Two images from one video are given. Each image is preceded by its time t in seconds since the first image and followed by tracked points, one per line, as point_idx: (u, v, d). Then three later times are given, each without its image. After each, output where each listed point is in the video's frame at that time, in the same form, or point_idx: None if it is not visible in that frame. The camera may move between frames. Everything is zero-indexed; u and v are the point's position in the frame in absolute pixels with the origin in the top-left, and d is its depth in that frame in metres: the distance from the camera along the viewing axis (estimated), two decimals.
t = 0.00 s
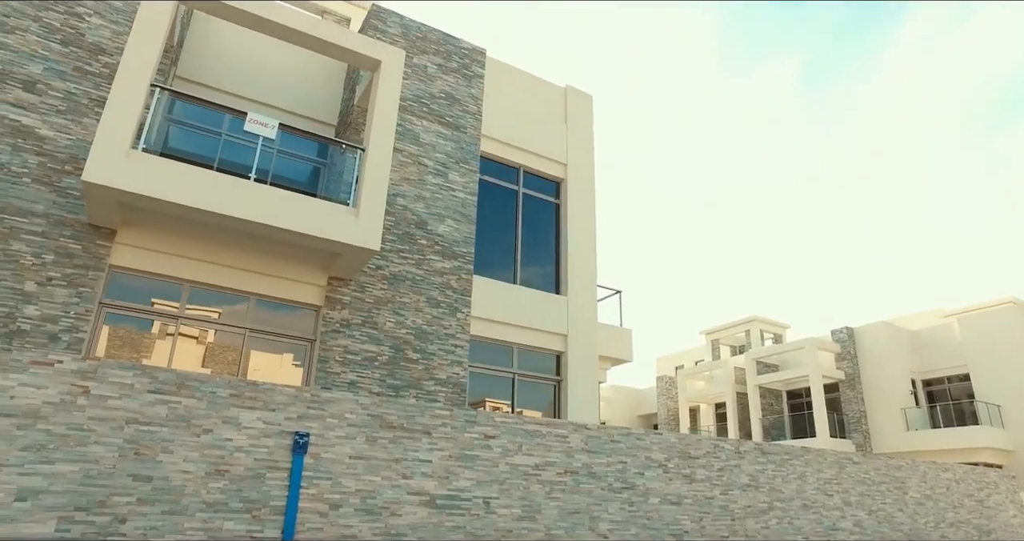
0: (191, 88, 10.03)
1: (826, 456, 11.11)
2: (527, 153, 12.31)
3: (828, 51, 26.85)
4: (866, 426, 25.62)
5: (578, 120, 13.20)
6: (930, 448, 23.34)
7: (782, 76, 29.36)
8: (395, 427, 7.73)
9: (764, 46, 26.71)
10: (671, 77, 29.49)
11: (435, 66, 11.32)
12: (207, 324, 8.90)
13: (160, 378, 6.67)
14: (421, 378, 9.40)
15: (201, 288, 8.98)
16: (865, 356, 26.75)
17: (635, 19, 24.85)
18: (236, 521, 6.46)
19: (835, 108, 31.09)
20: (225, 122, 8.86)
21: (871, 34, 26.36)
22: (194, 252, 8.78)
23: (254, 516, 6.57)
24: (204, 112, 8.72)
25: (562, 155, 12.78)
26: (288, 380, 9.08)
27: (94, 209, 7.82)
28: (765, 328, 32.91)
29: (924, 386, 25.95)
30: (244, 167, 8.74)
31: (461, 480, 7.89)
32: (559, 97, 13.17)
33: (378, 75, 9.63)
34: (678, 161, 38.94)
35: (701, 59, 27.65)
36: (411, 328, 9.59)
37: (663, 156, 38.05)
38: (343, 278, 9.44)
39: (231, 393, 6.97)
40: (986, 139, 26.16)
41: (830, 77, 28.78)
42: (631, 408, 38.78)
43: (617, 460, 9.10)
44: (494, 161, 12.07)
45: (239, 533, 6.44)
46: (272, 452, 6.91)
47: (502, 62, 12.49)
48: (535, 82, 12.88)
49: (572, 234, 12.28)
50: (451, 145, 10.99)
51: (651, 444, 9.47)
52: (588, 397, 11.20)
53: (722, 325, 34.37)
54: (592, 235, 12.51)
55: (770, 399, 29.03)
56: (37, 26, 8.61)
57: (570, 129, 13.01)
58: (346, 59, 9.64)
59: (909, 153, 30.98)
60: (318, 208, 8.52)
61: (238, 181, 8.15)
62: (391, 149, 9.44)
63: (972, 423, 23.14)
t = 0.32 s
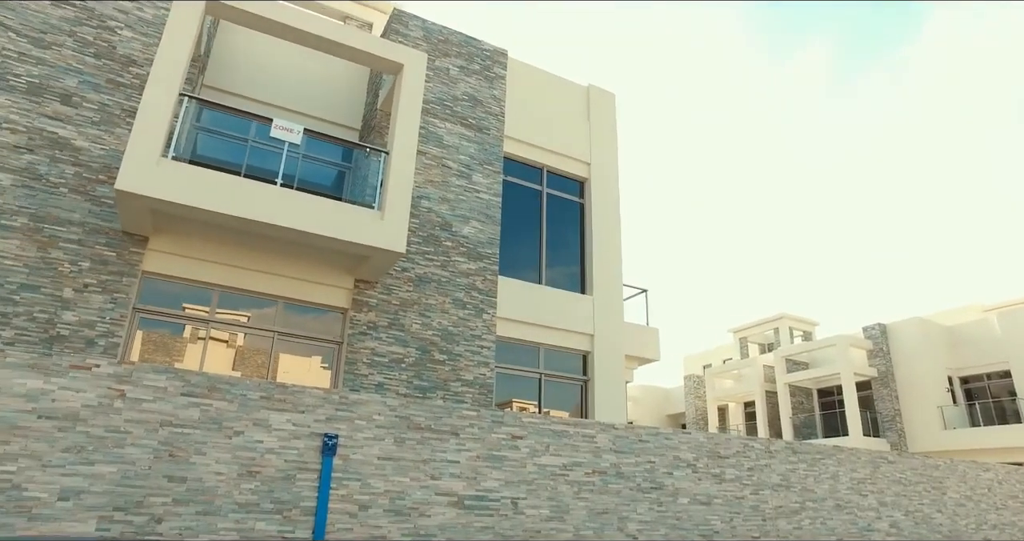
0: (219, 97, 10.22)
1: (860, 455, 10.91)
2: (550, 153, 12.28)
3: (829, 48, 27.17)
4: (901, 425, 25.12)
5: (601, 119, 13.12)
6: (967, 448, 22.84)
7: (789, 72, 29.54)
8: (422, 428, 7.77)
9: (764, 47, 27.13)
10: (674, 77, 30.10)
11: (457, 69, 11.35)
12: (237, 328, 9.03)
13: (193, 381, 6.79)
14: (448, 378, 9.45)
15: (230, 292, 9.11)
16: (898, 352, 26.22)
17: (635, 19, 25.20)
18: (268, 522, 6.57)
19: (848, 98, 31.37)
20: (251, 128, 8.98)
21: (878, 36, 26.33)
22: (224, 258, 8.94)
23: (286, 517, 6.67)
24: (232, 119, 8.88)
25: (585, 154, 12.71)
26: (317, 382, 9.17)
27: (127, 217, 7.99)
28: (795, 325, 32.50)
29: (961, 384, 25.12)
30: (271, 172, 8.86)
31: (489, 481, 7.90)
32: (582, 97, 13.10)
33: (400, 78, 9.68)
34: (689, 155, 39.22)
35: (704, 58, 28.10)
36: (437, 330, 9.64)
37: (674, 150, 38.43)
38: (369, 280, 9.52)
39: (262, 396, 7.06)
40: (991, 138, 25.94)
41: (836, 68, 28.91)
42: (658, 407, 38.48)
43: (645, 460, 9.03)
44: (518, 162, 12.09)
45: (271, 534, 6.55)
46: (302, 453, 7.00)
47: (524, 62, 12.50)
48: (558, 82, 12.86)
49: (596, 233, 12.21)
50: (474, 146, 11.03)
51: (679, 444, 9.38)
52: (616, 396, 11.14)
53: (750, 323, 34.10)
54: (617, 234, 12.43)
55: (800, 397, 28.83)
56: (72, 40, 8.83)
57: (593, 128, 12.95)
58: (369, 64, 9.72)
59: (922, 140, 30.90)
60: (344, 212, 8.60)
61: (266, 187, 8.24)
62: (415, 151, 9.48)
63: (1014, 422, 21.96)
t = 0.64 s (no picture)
0: (246, 104, 10.38)
1: (895, 454, 10.70)
2: (573, 152, 12.25)
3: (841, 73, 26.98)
4: (937, 423, 24.57)
5: (624, 118, 13.02)
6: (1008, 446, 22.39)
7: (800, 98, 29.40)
8: (449, 429, 7.80)
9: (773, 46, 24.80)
10: (674, 76, 27.71)
11: (479, 70, 11.39)
12: (266, 331, 9.16)
13: (223, 384, 6.89)
14: (474, 380, 9.47)
15: (259, 296, 9.24)
16: (934, 348, 25.60)
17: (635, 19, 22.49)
18: (299, 522, 6.66)
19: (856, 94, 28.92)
20: (277, 134, 9.09)
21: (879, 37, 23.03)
22: (253, 263, 9.07)
23: (316, 518, 6.75)
24: (258, 126, 8.99)
25: (609, 152, 12.63)
26: (345, 385, 9.24)
27: (158, 224, 8.15)
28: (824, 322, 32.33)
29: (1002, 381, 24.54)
30: (296, 177, 8.92)
31: (517, 482, 7.90)
32: (604, 95, 13.02)
33: (422, 81, 9.73)
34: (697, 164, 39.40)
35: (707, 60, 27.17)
36: (463, 331, 9.66)
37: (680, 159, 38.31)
38: (395, 283, 9.57)
39: (291, 398, 7.15)
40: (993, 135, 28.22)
41: (837, 86, 28.37)
42: (685, 408, 38.12)
43: (673, 459, 8.96)
44: (541, 162, 12.08)
45: (302, 534, 6.63)
46: (331, 455, 7.07)
47: (547, 62, 12.49)
48: (580, 81, 12.81)
49: (620, 231, 12.13)
50: (497, 147, 11.05)
51: (708, 443, 9.29)
52: (642, 396, 11.06)
53: (779, 320, 33.92)
54: (642, 231, 12.35)
55: (831, 395, 28.26)
56: (105, 53, 9.05)
57: (616, 127, 12.86)
58: (393, 68, 9.81)
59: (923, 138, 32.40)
60: (369, 216, 8.67)
61: (291, 193, 8.34)
62: (438, 152, 9.53)
63: None
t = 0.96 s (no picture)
0: (272, 111, 10.53)
1: (932, 453, 10.46)
2: (597, 151, 12.20)
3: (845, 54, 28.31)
4: (977, 422, 23.93)
5: (647, 116, 12.93)
6: None
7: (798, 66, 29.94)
8: (477, 430, 7.81)
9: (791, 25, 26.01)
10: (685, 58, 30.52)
11: (501, 72, 11.40)
12: (294, 335, 9.26)
13: (253, 388, 6.99)
14: (501, 381, 9.49)
15: (287, 300, 9.35)
16: (972, 344, 25.07)
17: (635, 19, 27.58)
18: (329, 523, 6.74)
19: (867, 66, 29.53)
20: (302, 140, 9.12)
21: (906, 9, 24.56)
22: (281, 267, 9.19)
23: (346, 519, 6.82)
24: (284, 131, 9.06)
25: (633, 150, 12.56)
26: (372, 387, 9.31)
27: (189, 230, 8.31)
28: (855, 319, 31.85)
29: None
30: (322, 182, 9.03)
31: (545, 482, 7.89)
32: (626, 93, 12.93)
33: (445, 83, 9.76)
34: (698, 163, 39.47)
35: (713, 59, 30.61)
36: (490, 332, 9.69)
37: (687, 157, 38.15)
38: (421, 285, 9.62)
39: (319, 400, 7.22)
40: (990, 138, 29.59)
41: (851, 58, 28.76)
42: (714, 407, 37.76)
43: (703, 459, 8.86)
44: (564, 161, 12.06)
45: (332, 535, 6.71)
46: (360, 456, 7.14)
47: (568, 62, 12.44)
48: (602, 79, 12.73)
49: (646, 229, 12.06)
50: (521, 148, 11.06)
51: (738, 443, 9.17)
52: (670, 395, 10.98)
53: (809, 317, 33.58)
54: (666, 229, 12.26)
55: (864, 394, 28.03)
56: (135, 65, 9.25)
57: (639, 125, 12.78)
58: (415, 71, 9.86)
59: (927, 125, 32.79)
60: (395, 218, 8.73)
61: (318, 197, 8.43)
62: (461, 154, 9.54)
63: None
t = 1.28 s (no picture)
0: (297, 117, 10.66)
1: (972, 453, 10.21)
2: (620, 150, 12.14)
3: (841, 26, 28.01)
4: (1019, 420, 23.23)
5: (671, 113, 12.82)
6: None
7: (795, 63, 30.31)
8: (504, 431, 7.82)
9: None
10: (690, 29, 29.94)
11: (523, 72, 11.41)
12: (321, 338, 9.35)
13: (283, 390, 7.07)
14: (528, 381, 9.48)
15: (314, 303, 9.45)
16: (1013, 341, 24.43)
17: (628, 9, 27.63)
18: (359, 524, 6.80)
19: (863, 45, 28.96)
20: (326, 144, 9.20)
21: None
22: (308, 271, 9.29)
23: (375, 520, 6.88)
24: (308, 137, 9.14)
25: (656, 149, 12.46)
26: (400, 389, 9.37)
27: (219, 236, 8.46)
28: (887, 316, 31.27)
29: None
30: (346, 186, 9.04)
31: (573, 483, 7.87)
32: (649, 91, 12.83)
33: (467, 85, 9.80)
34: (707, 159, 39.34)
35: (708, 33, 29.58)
36: (516, 333, 9.69)
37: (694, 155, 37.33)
38: (446, 286, 9.66)
39: (348, 402, 7.28)
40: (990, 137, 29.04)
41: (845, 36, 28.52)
42: (743, 406, 37.39)
43: (732, 459, 8.76)
44: (587, 161, 12.04)
45: (361, 536, 6.77)
46: (388, 458, 7.19)
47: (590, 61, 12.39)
48: (625, 78, 12.66)
49: (670, 228, 11.96)
50: (544, 148, 11.06)
51: (768, 442, 9.03)
52: (697, 394, 10.88)
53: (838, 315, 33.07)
54: (691, 226, 12.14)
55: (898, 392, 27.45)
56: (164, 75, 9.44)
57: (662, 122, 12.67)
58: (437, 74, 9.90)
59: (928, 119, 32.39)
60: (420, 220, 8.77)
61: (343, 201, 8.51)
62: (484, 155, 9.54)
63: None
